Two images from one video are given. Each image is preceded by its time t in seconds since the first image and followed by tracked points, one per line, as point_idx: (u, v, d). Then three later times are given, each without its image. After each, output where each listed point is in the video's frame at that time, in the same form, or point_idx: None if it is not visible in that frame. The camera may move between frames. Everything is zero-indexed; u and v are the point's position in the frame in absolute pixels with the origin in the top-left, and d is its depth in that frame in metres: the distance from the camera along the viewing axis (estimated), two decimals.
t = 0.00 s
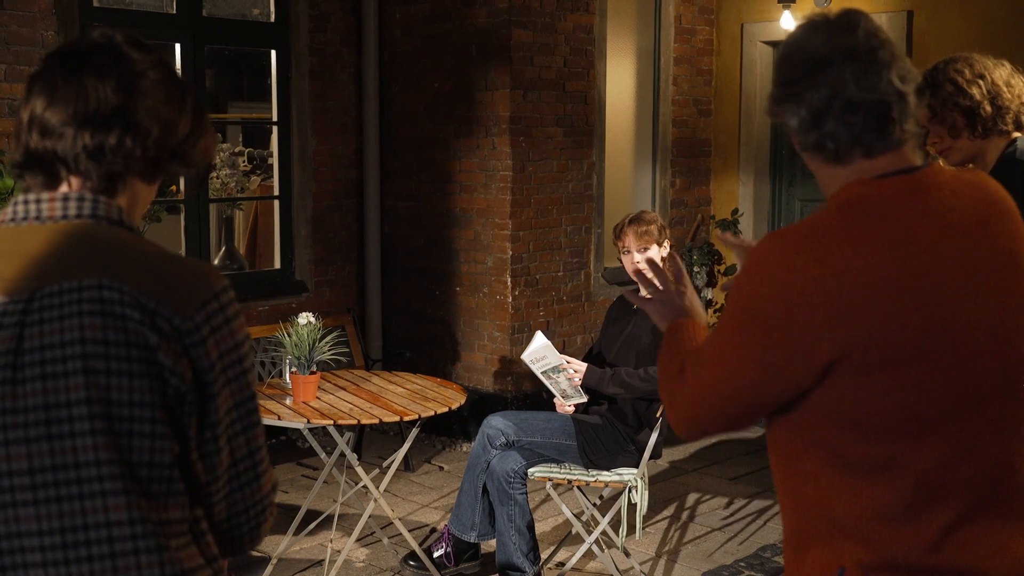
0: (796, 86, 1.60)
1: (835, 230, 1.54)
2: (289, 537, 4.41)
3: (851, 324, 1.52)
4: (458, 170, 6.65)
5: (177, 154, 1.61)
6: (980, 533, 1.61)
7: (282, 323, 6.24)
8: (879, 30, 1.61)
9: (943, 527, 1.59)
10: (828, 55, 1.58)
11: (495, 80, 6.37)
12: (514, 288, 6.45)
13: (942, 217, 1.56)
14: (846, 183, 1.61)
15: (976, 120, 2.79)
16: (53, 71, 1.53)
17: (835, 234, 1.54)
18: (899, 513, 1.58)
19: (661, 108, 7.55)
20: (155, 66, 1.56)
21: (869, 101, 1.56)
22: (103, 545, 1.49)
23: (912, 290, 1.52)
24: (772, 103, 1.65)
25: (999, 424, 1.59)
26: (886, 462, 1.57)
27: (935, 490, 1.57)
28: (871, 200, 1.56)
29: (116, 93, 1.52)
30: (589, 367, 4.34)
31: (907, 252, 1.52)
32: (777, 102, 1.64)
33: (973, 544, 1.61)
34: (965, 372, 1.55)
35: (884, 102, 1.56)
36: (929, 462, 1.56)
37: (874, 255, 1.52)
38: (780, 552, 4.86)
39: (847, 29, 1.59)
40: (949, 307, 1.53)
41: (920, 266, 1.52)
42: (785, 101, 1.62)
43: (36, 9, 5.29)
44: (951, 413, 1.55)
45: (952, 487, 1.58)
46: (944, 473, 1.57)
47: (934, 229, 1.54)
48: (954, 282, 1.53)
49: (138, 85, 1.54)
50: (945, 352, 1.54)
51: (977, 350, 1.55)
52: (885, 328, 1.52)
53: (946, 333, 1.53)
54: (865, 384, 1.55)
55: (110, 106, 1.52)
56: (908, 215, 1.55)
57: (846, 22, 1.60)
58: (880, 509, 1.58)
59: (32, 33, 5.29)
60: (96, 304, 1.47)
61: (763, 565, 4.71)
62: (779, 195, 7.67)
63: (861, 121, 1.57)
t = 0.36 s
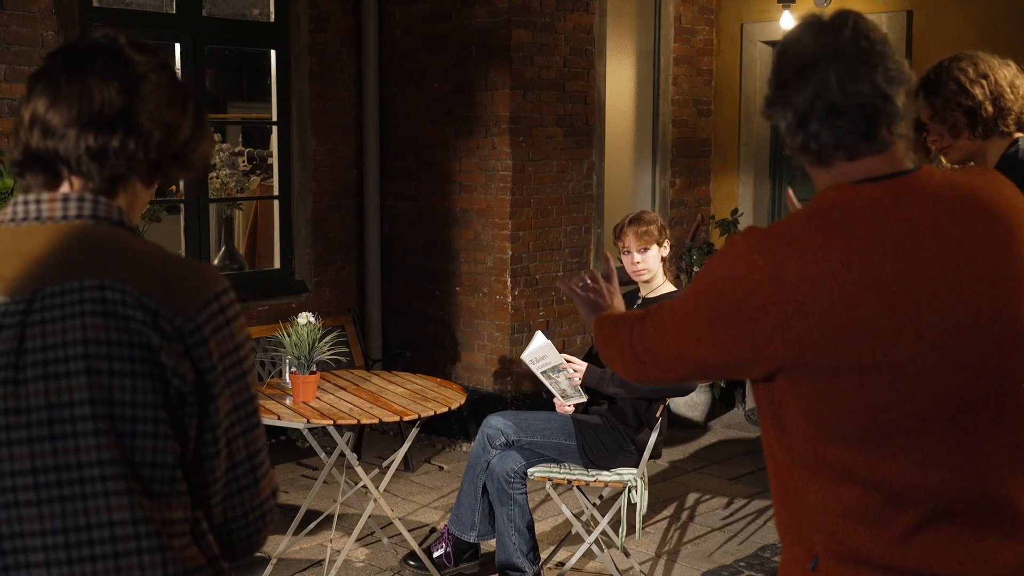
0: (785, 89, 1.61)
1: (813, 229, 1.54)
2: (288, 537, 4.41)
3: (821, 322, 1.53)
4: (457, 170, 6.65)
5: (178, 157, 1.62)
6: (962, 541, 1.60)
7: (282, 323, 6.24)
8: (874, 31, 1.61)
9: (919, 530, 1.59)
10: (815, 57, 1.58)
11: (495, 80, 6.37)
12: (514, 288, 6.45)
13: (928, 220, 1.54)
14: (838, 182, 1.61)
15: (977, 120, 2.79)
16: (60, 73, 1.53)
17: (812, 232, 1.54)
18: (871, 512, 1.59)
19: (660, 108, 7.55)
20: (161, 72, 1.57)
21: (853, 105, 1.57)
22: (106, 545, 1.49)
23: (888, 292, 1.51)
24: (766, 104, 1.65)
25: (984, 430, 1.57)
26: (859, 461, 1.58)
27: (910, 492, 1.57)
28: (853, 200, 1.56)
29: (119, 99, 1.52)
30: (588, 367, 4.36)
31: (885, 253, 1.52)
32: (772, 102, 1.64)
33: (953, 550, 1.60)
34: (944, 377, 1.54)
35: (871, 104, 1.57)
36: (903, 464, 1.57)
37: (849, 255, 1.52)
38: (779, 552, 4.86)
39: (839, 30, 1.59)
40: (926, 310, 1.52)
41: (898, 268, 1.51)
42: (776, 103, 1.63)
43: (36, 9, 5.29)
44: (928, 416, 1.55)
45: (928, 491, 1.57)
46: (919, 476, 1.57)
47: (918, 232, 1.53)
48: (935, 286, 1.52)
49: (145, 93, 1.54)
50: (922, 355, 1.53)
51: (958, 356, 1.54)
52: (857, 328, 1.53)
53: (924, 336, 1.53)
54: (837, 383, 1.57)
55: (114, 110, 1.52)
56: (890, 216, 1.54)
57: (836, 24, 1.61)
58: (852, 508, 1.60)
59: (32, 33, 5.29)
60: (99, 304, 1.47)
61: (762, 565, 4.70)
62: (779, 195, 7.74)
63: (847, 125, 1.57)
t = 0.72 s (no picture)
0: (779, 90, 1.61)
1: (810, 227, 1.54)
2: (288, 537, 4.41)
3: (818, 322, 1.53)
4: (457, 170, 6.65)
5: (177, 153, 1.62)
6: (958, 542, 1.60)
7: (282, 323, 6.24)
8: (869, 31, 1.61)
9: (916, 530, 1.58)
10: (810, 57, 1.59)
11: (494, 80, 6.37)
12: (514, 288, 6.45)
13: (924, 220, 1.54)
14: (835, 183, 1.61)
15: (973, 121, 2.79)
16: (51, 76, 1.52)
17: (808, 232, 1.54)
18: (868, 513, 1.59)
19: (660, 108, 7.55)
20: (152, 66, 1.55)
21: (846, 105, 1.57)
22: (108, 544, 1.49)
23: (885, 291, 1.51)
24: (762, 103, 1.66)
25: (979, 430, 1.58)
26: (856, 462, 1.57)
27: (908, 492, 1.57)
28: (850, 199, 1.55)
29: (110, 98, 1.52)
30: (587, 367, 4.35)
31: (882, 253, 1.52)
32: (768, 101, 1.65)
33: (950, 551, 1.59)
34: (941, 376, 1.54)
35: (865, 103, 1.57)
36: (900, 465, 1.56)
37: (848, 255, 1.52)
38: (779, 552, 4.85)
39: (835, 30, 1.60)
40: (923, 310, 1.52)
41: (895, 267, 1.52)
42: (771, 103, 1.63)
43: (36, 9, 5.29)
44: (925, 416, 1.55)
45: (926, 492, 1.57)
46: (917, 477, 1.56)
47: (915, 231, 1.53)
48: (931, 286, 1.52)
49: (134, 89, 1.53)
50: (920, 354, 1.53)
51: (954, 355, 1.54)
52: (856, 327, 1.52)
53: (921, 336, 1.53)
54: (834, 382, 1.56)
55: (109, 109, 1.52)
56: (887, 216, 1.54)
57: (828, 26, 1.61)
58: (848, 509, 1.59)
59: (31, 33, 5.29)
60: (102, 305, 1.47)
61: (762, 565, 4.70)
62: (779, 196, 7.73)
63: (842, 123, 1.57)
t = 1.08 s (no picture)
0: (795, 77, 1.59)
1: (814, 224, 1.55)
2: (288, 536, 4.41)
3: (821, 318, 1.53)
4: (457, 170, 6.65)
5: (178, 150, 1.62)
6: (956, 545, 1.58)
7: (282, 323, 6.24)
8: (884, 27, 1.61)
9: (915, 531, 1.57)
10: (826, 47, 1.57)
11: (495, 80, 6.37)
12: (514, 287, 6.45)
13: (927, 220, 1.54)
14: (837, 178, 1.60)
15: (969, 121, 2.79)
16: (49, 75, 1.52)
17: (813, 229, 1.54)
18: (867, 513, 1.58)
19: (660, 108, 7.54)
20: (153, 65, 1.55)
21: (867, 96, 1.56)
22: (106, 546, 1.49)
23: (889, 289, 1.52)
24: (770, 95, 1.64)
25: (977, 432, 1.58)
26: (856, 460, 1.57)
27: (907, 492, 1.56)
28: (854, 196, 1.56)
29: (109, 97, 1.51)
30: (588, 367, 4.35)
31: (885, 251, 1.52)
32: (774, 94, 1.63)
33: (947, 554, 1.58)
34: (941, 375, 1.54)
35: (867, 99, 1.56)
36: (900, 464, 1.55)
37: (852, 252, 1.52)
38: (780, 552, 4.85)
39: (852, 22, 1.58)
40: (925, 308, 1.53)
41: (898, 265, 1.52)
42: (784, 91, 1.60)
43: (36, 9, 5.29)
44: (925, 416, 1.54)
45: (925, 492, 1.56)
46: (916, 477, 1.56)
47: (917, 230, 1.53)
48: (933, 285, 1.53)
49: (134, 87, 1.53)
50: (921, 353, 1.53)
51: (954, 355, 1.54)
52: (859, 324, 1.52)
53: (922, 334, 1.53)
54: (835, 379, 1.56)
55: (107, 107, 1.51)
56: (890, 214, 1.54)
57: (847, 17, 1.59)
58: (848, 508, 1.58)
59: (32, 33, 5.29)
60: (103, 306, 1.47)
61: (762, 565, 4.70)
62: (779, 196, 7.67)
63: (858, 114, 1.56)
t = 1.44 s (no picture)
0: (808, 69, 1.58)
1: (817, 224, 1.55)
2: (289, 536, 4.41)
3: (826, 318, 1.53)
4: (457, 170, 6.65)
5: (178, 154, 1.60)
6: (959, 548, 1.57)
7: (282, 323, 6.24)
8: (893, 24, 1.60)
9: (917, 532, 1.56)
10: (836, 42, 1.57)
11: (495, 80, 6.37)
12: (514, 287, 6.45)
13: (932, 219, 1.54)
14: (843, 176, 1.60)
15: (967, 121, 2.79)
16: (50, 75, 1.52)
17: (818, 228, 1.54)
18: (870, 513, 1.57)
19: (660, 108, 7.53)
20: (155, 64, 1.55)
21: (878, 91, 1.55)
22: (98, 547, 1.49)
23: (890, 287, 1.52)
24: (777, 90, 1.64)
25: (979, 433, 1.57)
26: (857, 459, 1.56)
27: (908, 492, 1.56)
28: (859, 195, 1.56)
29: (108, 97, 1.51)
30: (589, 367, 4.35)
31: (890, 250, 1.52)
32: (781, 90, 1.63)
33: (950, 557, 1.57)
34: (944, 375, 1.54)
35: (874, 93, 1.55)
36: (903, 465, 1.55)
37: (857, 251, 1.52)
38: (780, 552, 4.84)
39: (865, 17, 1.57)
40: (928, 309, 1.52)
41: (903, 265, 1.52)
42: (792, 86, 1.60)
43: (36, 9, 5.29)
44: (927, 416, 1.54)
45: (926, 493, 1.56)
46: (919, 477, 1.55)
47: (922, 230, 1.53)
48: (937, 285, 1.53)
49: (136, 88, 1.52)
50: (925, 353, 1.53)
51: (957, 355, 1.54)
52: (864, 323, 1.52)
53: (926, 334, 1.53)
54: (838, 379, 1.55)
55: (109, 108, 1.51)
56: (894, 213, 1.54)
57: (857, 13, 1.58)
58: (849, 508, 1.57)
59: (32, 33, 5.29)
60: (91, 307, 1.47)
61: (762, 565, 4.70)
62: (779, 196, 7.67)
63: (867, 109, 1.56)
